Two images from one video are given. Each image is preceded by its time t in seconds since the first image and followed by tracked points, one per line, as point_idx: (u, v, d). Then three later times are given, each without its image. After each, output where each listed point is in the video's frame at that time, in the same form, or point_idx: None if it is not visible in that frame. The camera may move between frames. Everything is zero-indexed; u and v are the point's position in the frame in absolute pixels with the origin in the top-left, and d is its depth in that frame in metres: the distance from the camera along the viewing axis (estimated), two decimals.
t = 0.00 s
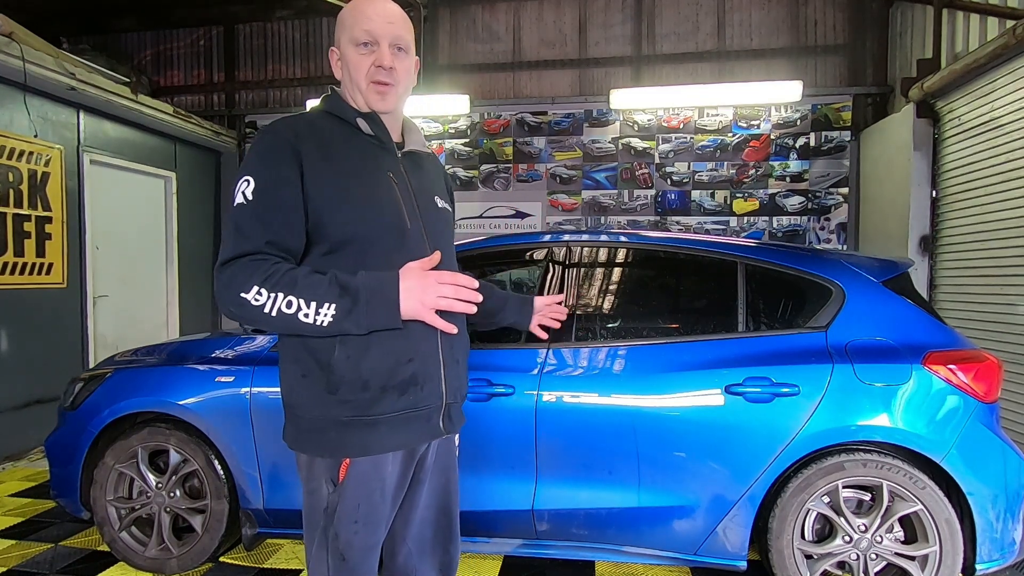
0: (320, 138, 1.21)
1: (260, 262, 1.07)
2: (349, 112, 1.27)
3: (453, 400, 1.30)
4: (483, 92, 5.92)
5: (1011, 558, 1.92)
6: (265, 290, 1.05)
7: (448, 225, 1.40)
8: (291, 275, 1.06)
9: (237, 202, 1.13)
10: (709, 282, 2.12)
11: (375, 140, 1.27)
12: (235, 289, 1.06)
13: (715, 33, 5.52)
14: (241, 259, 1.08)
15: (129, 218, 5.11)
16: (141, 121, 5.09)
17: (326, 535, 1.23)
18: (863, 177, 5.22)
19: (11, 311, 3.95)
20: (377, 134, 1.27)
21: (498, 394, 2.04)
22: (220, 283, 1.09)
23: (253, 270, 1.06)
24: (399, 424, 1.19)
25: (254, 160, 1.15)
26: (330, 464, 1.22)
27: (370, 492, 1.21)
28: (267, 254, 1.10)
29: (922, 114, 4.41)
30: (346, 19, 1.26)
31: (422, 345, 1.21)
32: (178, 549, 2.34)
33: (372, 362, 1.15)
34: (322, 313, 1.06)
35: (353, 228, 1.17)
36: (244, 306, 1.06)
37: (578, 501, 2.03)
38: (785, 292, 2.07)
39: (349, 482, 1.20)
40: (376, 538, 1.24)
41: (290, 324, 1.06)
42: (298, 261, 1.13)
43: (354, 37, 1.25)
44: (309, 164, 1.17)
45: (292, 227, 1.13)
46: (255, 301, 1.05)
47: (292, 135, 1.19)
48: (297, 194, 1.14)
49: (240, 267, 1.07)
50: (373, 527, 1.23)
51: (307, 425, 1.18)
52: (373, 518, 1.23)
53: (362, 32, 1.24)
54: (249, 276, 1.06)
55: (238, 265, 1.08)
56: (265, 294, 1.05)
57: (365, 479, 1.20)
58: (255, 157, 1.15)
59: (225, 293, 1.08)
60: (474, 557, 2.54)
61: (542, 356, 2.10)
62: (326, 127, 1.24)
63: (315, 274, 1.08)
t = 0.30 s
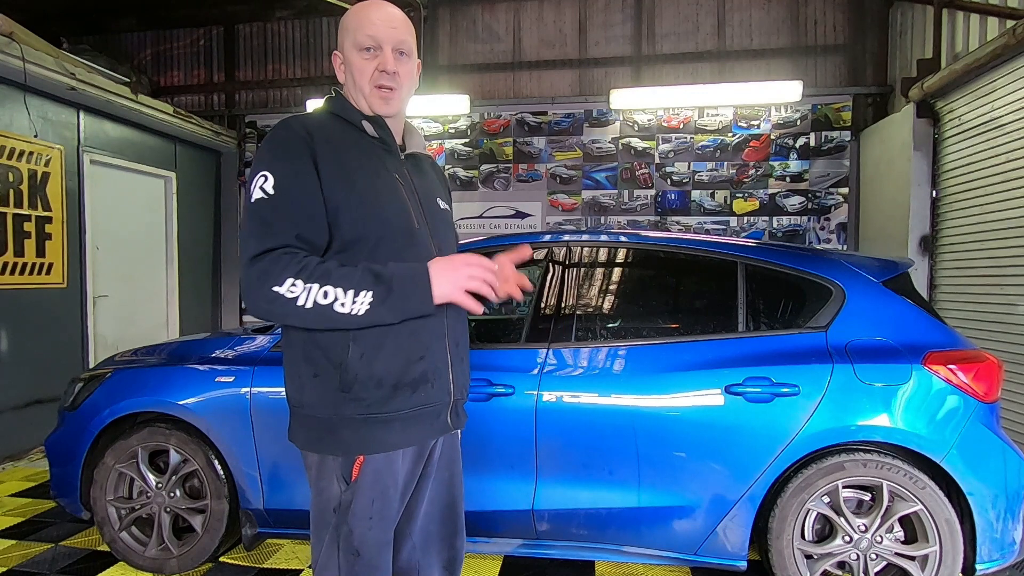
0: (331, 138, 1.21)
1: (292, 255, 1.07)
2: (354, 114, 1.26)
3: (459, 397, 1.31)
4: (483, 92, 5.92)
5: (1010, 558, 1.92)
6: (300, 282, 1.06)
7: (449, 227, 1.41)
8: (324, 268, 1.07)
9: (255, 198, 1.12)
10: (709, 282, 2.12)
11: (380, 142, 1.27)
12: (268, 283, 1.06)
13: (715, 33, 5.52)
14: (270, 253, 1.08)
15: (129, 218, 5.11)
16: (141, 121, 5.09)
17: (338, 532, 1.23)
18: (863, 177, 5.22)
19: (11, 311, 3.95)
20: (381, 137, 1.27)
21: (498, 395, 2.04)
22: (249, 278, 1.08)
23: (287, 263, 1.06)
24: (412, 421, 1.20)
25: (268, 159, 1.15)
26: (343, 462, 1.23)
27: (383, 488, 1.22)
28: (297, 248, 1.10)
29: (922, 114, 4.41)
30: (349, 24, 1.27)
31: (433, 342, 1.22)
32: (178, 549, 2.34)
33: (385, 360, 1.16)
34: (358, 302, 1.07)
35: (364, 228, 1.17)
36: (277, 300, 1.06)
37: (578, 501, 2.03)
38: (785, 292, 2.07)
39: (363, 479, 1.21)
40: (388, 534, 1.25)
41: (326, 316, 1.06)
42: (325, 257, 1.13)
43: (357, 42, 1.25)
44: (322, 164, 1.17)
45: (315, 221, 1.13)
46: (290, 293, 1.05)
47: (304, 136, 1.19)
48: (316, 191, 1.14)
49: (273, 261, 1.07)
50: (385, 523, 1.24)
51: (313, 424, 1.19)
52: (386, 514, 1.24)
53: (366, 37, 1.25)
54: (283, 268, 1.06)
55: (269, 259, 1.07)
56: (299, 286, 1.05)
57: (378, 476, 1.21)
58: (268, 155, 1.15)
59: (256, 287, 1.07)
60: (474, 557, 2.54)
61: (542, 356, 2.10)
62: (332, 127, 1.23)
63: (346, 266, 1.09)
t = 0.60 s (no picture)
0: (332, 142, 1.21)
1: (296, 262, 1.09)
2: (354, 115, 1.27)
3: (460, 396, 1.30)
4: (483, 92, 5.92)
5: (1011, 558, 1.92)
6: (304, 288, 1.07)
7: (451, 226, 1.40)
8: (328, 272, 1.09)
9: (258, 205, 1.13)
10: (709, 282, 2.12)
11: (379, 143, 1.27)
12: (274, 290, 1.08)
13: (715, 34, 5.52)
14: (274, 260, 1.09)
15: (129, 219, 5.11)
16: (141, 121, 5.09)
17: (339, 529, 1.24)
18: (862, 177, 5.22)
19: (11, 310, 3.95)
20: (381, 137, 1.27)
21: (498, 395, 2.04)
22: (256, 285, 1.10)
23: (291, 269, 1.08)
24: (411, 420, 1.20)
25: (270, 165, 1.17)
26: (344, 460, 1.23)
27: (383, 485, 1.23)
28: (301, 253, 1.11)
29: (922, 114, 4.41)
30: (347, 24, 1.27)
31: (431, 342, 1.22)
32: (178, 549, 2.34)
33: (384, 360, 1.16)
34: (361, 305, 1.09)
35: (365, 229, 1.18)
36: (284, 306, 1.08)
37: (579, 501, 2.03)
38: (785, 292, 2.07)
39: (363, 476, 1.22)
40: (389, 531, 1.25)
41: (331, 320, 1.09)
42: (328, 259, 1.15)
43: (354, 42, 1.25)
44: (320, 168, 1.18)
45: (316, 225, 1.15)
46: (295, 299, 1.07)
47: (302, 139, 1.19)
48: (315, 196, 1.15)
49: (278, 267, 1.08)
50: (387, 520, 1.24)
51: (317, 424, 1.19)
52: (386, 511, 1.24)
53: (362, 36, 1.25)
54: (288, 275, 1.08)
55: (273, 266, 1.08)
56: (304, 292, 1.07)
57: (378, 474, 1.21)
58: (269, 161, 1.17)
59: (263, 294, 1.09)
60: (474, 557, 2.54)
61: (542, 356, 2.10)
62: (333, 130, 1.24)
63: (349, 269, 1.11)
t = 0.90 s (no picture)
0: (331, 145, 1.22)
1: (288, 264, 1.10)
2: (355, 118, 1.27)
3: (459, 396, 1.30)
4: (483, 92, 5.92)
5: (1011, 558, 1.92)
6: (294, 291, 1.08)
7: (456, 227, 1.40)
8: (318, 275, 1.10)
9: (256, 209, 1.15)
10: (709, 282, 2.12)
11: (380, 145, 1.27)
12: (265, 292, 1.09)
13: (715, 34, 5.52)
14: (267, 262, 1.11)
15: (129, 218, 5.11)
16: (142, 121, 5.09)
17: (337, 526, 1.24)
18: (862, 177, 5.22)
19: (11, 310, 3.95)
20: (381, 139, 1.27)
21: (498, 395, 2.04)
22: (249, 286, 1.11)
23: (282, 272, 1.09)
24: (406, 420, 1.20)
25: (269, 169, 1.18)
26: (342, 456, 1.24)
27: (381, 482, 1.22)
28: (293, 256, 1.12)
29: (922, 114, 4.41)
30: (347, 27, 1.27)
31: (427, 343, 1.22)
32: (178, 549, 2.34)
33: (379, 361, 1.17)
34: (349, 309, 1.10)
35: (363, 230, 1.18)
36: (274, 308, 1.08)
37: (578, 501, 2.03)
38: (785, 292, 2.07)
39: (361, 473, 1.22)
40: (387, 529, 1.25)
41: (319, 323, 1.09)
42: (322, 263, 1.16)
43: (353, 44, 1.25)
44: (316, 169, 1.18)
45: (311, 228, 1.15)
46: (285, 302, 1.08)
47: (300, 143, 1.20)
48: (311, 199, 1.16)
49: (270, 270, 1.09)
50: (385, 518, 1.24)
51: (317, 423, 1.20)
52: (384, 508, 1.24)
53: (361, 39, 1.25)
54: (279, 277, 1.09)
55: (266, 268, 1.10)
56: (294, 295, 1.08)
57: (376, 470, 1.21)
58: (267, 165, 1.18)
59: (255, 295, 1.10)
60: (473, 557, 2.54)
61: (542, 356, 2.10)
62: (334, 133, 1.24)
63: (340, 273, 1.12)
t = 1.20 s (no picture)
0: (336, 146, 1.23)
1: (292, 263, 1.12)
2: (362, 120, 1.27)
3: (461, 395, 1.29)
4: (483, 92, 5.92)
5: (1010, 558, 1.92)
6: (297, 288, 1.10)
7: (462, 228, 1.39)
8: (321, 273, 1.12)
9: (263, 209, 1.18)
10: (709, 282, 2.12)
11: (387, 147, 1.27)
12: (269, 288, 1.11)
13: (715, 34, 5.52)
14: (272, 260, 1.13)
15: (129, 218, 5.11)
16: (141, 121, 5.09)
17: (339, 522, 1.25)
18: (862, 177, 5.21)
19: (11, 311, 3.95)
20: (388, 141, 1.27)
21: (498, 394, 2.04)
22: (255, 283, 1.14)
23: (285, 270, 1.11)
24: (407, 417, 1.20)
25: (277, 171, 1.20)
26: (344, 453, 1.25)
27: (382, 480, 1.22)
28: (297, 254, 1.15)
29: (922, 114, 4.41)
30: (363, 30, 1.26)
31: (429, 340, 1.22)
32: (178, 549, 2.34)
33: (380, 358, 1.18)
34: (349, 307, 1.11)
35: (367, 229, 1.19)
36: (277, 304, 1.11)
37: (578, 501, 2.03)
38: (785, 292, 2.07)
39: (362, 469, 1.22)
40: (388, 526, 1.25)
41: (320, 319, 1.11)
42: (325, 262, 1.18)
43: (370, 48, 1.24)
44: (323, 171, 1.19)
45: (316, 228, 1.18)
46: (287, 298, 1.10)
47: (308, 146, 1.21)
48: (316, 199, 1.18)
49: (274, 268, 1.12)
50: (386, 515, 1.24)
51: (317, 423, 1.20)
52: (385, 506, 1.24)
53: (378, 42, 1.24)
54: (282, 275, 1.11)
55: (271, 266, 1.12)
56: (297, 292, 1.10)
57: (377, 468, 1.21)
58: (275, 167, 1.20)
59: (260, 292, 1.13)
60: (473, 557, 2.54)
61: (542, 356, 2.10)
62: (340, 135, 1.25)
63: (342, 272, 1.13)
